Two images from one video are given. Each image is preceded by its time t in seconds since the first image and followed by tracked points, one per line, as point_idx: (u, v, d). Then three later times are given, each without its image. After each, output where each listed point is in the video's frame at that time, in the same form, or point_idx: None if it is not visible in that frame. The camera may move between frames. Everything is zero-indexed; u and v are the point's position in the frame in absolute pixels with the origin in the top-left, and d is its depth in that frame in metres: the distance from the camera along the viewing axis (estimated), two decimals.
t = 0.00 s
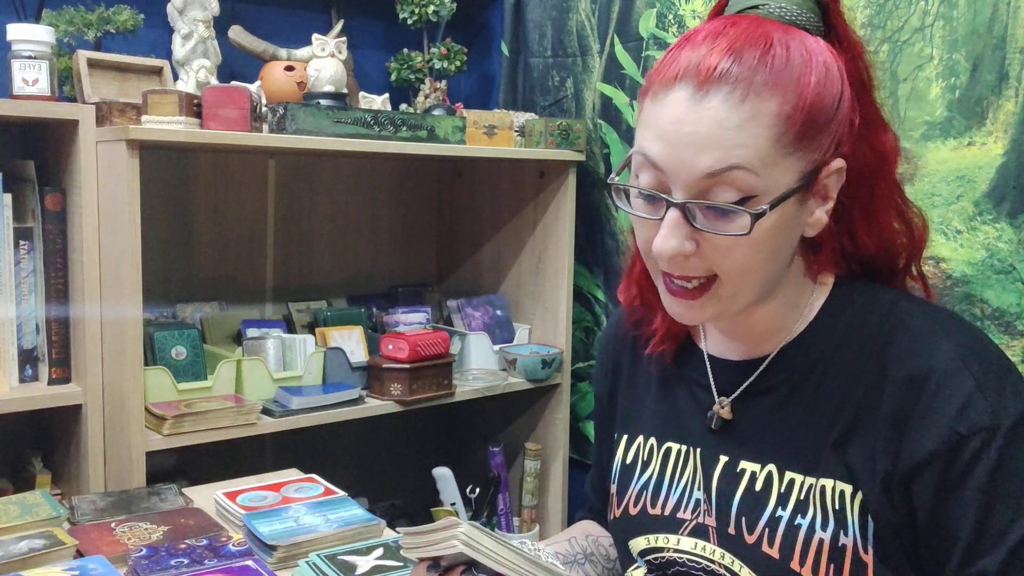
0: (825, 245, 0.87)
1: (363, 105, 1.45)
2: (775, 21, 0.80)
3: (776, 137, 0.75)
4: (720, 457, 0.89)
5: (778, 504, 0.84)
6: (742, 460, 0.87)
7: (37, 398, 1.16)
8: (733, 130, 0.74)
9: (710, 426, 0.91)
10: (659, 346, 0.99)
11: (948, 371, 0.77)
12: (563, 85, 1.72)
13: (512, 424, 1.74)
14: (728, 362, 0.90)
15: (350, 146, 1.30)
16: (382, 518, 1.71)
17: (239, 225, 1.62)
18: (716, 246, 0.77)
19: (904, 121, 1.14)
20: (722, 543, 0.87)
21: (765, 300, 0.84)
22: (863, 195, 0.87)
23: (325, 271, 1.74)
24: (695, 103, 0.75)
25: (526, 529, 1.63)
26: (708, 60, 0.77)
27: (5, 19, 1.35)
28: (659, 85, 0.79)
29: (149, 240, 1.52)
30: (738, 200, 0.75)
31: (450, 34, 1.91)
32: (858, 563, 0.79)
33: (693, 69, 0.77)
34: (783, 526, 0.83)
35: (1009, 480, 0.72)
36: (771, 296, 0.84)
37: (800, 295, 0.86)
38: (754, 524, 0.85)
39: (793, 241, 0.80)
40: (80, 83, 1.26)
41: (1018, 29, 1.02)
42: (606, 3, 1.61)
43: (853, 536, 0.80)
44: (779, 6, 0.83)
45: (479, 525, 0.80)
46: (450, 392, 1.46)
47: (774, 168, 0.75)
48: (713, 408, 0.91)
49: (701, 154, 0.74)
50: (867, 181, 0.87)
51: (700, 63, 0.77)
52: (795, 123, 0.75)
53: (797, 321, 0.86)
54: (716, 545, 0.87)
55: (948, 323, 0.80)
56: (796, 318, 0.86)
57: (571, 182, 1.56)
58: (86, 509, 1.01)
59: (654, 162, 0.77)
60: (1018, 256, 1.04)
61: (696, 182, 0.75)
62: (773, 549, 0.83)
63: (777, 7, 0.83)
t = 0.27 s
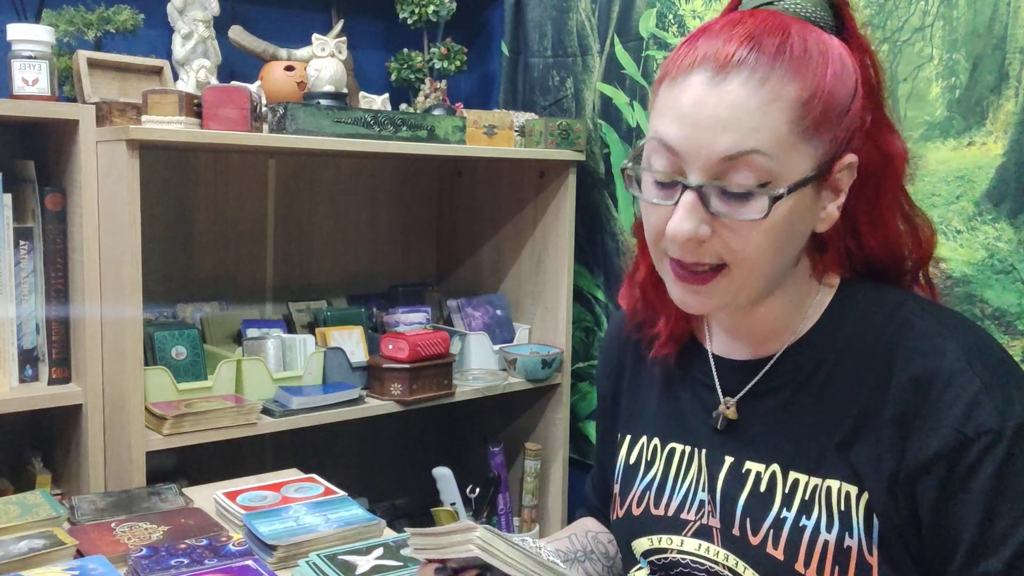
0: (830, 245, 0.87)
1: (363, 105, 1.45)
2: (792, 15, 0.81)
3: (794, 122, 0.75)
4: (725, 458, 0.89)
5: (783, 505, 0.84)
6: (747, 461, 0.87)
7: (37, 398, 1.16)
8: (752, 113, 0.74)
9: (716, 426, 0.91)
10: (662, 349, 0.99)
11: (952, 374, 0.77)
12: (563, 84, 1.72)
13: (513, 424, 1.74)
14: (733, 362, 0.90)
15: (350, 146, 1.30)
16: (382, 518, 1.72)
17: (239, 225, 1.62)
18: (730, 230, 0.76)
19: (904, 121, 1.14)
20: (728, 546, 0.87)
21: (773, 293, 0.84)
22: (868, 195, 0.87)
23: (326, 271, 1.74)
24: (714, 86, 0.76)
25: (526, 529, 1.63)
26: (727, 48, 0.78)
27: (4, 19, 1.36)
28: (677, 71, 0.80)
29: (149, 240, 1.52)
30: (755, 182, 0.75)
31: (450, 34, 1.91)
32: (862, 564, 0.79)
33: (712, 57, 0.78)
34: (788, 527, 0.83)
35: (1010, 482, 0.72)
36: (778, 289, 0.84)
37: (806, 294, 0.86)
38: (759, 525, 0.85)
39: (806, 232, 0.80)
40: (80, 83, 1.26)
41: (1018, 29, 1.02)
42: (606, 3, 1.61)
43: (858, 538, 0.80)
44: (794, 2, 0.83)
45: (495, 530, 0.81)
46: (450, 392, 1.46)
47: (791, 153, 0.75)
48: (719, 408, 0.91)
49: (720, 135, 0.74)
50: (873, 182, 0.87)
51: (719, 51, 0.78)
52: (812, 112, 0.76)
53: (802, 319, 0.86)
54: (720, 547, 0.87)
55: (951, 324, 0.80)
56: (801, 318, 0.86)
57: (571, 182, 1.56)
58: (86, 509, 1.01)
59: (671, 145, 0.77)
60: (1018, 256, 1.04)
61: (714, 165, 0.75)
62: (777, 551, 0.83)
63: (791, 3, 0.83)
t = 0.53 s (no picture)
0: (839, 243, 0.88)
1: (363, 105, 1.45)
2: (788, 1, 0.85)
3: (797, 93, 0.77)
4: (733, 461, 0.88)
5: (790, 510, 0.83)
6: (755, 463, 0.87)
7: (37, 398, 1.16)
8: (755, 85, 0.76)
9: (723, 427, 0.91)
10: (668, 358, 0.99)
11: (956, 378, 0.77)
12: (563, 84, 1.72)
13: (513, 424, 1.74)
14: (743, 362, 0.90)
15: (350, 146, 1.30)
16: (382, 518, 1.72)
17: (239, 225, 1.62)
18: (738, 203, 0.78)
19: (904, 121, 1.14)
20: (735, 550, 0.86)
21: (782, 282, 0.84)
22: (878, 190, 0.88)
23: (326, 271, 1.74)
24: (717, 61, 0.78)
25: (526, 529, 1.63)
26: (727, 29, 0.80)
27: (4, 19, 1.36)
28: (680, 56, 0.83)
29: (150, 240, 1.52)
30: (761, 152, 0.76)
31: (450, 34, 1.91)
32: (871, 570, 0.79)
33: (713, 38, 0.81)
34: (796, 533, 0.82)
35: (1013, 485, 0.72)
36: (789, 280, 0.85)
37: (816, 291, 0.87)
38: (767, 531, 0.84)
39: (815, 212, 0.81)
40: (80, 83, 1.26)
41: (1018, 29, 1.02)
42: (606, 3, 1.61)
43: (867, 544, 0.79)
44: None
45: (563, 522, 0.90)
46: (450, 392, 1.46)
47: (795, 124, 0.77)
48: (727, 409, 0.91)
49: (724, 105, 0.76)
50: (879, 178, 0.87)
51: (720, 33, 0.81)
52: (815, 85, 0.78)
53: (814, 318, 0.86)
54: (727, 552, 0.87)
55: (956, 326, 0.80)
56: (812, 316, 0.86)
57: (571, 182, 1.56)
58: (86, 509, 1.01)
59: (676, 121, 0.79)
60: (1018, 256, 1.04)
61: (718, 134, 0.77)
62: (786, 557, 0.83)
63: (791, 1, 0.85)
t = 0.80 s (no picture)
0: (846, 240, 0.88)
1: (363, 105, 1.45)
2: None
3: (771, 83, 0.77)
4: (743, 464, 0.89)
5: (800, 514, 0.83)
6: (764, 466, 0.87)
7: (37, 398, 1.16)
8: (726, 77, 0.77)
9: (732, 429, 0.91)
10: (676, 363, 0.99)
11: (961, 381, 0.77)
12: (563, 84, 1.72)
13: (513, 424, 1.74)
14: (751, 364, 0.90)
15: (350, 145, 1.30)
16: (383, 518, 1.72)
17: (239, 225, 1.62)
18: (717, 197, 0.78)
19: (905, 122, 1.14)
20: (744, 554, 0.87)
21: (785, 279, 0.84)
22: (886, 184, 0.88)
23: (325, 271, 1.74)
24: (690, 59, 0.80)
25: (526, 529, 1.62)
26: (700, 29, 0.82)
27: (4, 19, 1.35)
28: (660, 59, 0.84)
29: (149, 240, 1.52)
30: (736, 144, 0.77)
31: (450, 34, 1.91)
32: None
33: (688, 38, 0.82)
34: (806, 538, 0.83)
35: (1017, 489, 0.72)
36: (795, 276, 0.85)
37: (826, 291, 0.87)
38: (777, 536, 0.85)
39: (805, 206, 0.80)
40: (81, 83, 1.26)
41: (1018, 29, 1.02)
42: (606, 3, 1.61)
43: (878, 551, 0.79)
44: None
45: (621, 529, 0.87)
46: (450, 392, 1.46)
47: (770, 113, 0.77)
48: (736, 411, 0.91)
49: (696, 99, 0.77)
50: (885, 173, 0.88)
51: (694, 33, 0.82)
52: (790, 75, 0.78)
53: (824, 318, 0.86)
54: (737, 555, 0.87)
55: (960, 329, 0.80)
56: (822, 317, 0.86)
57: (571, 182, 1.56)
58: (86, 509, 1.01)
59: (654, 122, 0.81)
60: (1018, 256, 1.04)
61: (693, 130, 0.78)
62: (796, 563, 0.83)
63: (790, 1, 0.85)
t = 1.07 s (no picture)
0: (851, 241, 0.87)
1: (363, 105, 1.45)
2: None
3: (758, 83, 0.77)
4: (745, 469, 0.89)
5: (806, 520, 0.83)
6: (767, 472, 0.87)
7: (37, 398, 1.16)
8: (714, 77, 0.77)
9: (734, 433, 0.91)
10: (680, 362, 0.99)
11: (963, 385, 0.77)
12: (563, 84, 1.72)
13: (513, 424, 1.74)
14: (752, 367, 0.91)
15: (350, 145, 1.30)
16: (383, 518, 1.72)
17: (239, 224, 1.62)
18: (705, 199, 0.78)
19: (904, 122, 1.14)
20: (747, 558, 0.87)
21: (784, 281, 0.84)
22: (890, 186, 0.88)
23: (325, 270, 1.74)
24: (678, 60, 0.80)
25: (526, 529, 1.63)
26: (691, 31, 0.82)
27: (4, 19, 1.36)
28: (652, 62, 0.85)
29: (149, 240, 1.52)
30: (723, 146, 0.77)
31: (450, 34, 1.91)
32: None
33: (679, 40, 0.83)
34: (811, 544, 0.82)
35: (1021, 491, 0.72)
36: (794, 282, 0.85)
37: (828, 295, 0.87)
38: (782, 542, 0.84)
39: (798, 207, 0.80)
40: (81, 83, 1.26)
41: (1018, 29, 1.02)
42: (606, 3, 1.61)
43: (884, 560, 0.79)
44: None
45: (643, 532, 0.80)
46: (450, 392, 1.46)
47: (758, 114, 0.77)
48: (738, 415, 0.91)
49: (683, 100, 0.77)
50: (890, 171, 0.88)
51: (685, 34, 0.83)
52: (779, 75, 0.78)
53: (828, 321, 0.86)
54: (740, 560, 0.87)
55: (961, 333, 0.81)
56: (825, 319, 0.87)
57: (571, 182, 1.56)
58: (86, 509, 1.01)
59: (644, 124, 0.81)
60: (1017, 257, 1.04)
61: (681, 132, 0.78)
62: (800, 570, 0.83)
63: None
